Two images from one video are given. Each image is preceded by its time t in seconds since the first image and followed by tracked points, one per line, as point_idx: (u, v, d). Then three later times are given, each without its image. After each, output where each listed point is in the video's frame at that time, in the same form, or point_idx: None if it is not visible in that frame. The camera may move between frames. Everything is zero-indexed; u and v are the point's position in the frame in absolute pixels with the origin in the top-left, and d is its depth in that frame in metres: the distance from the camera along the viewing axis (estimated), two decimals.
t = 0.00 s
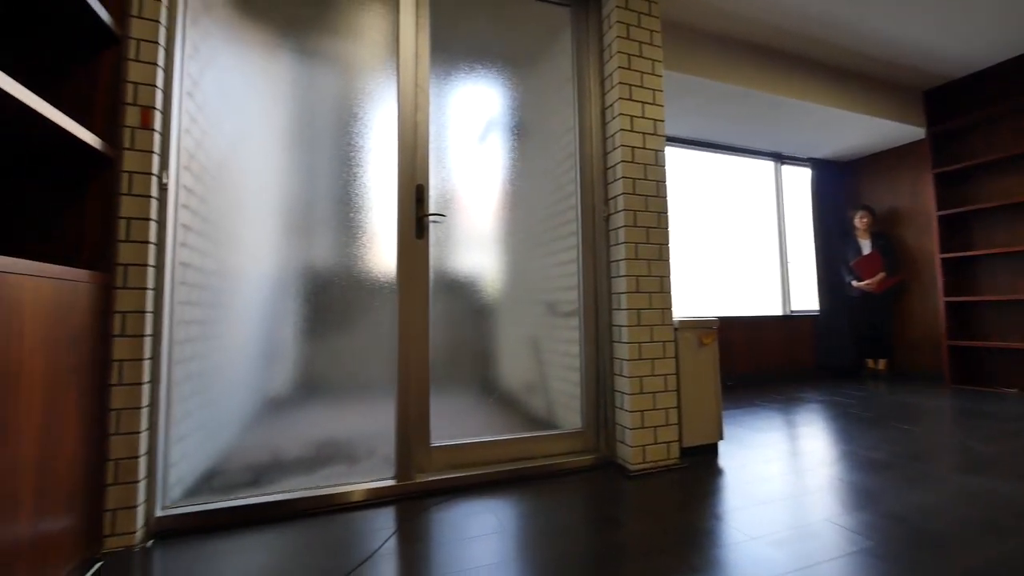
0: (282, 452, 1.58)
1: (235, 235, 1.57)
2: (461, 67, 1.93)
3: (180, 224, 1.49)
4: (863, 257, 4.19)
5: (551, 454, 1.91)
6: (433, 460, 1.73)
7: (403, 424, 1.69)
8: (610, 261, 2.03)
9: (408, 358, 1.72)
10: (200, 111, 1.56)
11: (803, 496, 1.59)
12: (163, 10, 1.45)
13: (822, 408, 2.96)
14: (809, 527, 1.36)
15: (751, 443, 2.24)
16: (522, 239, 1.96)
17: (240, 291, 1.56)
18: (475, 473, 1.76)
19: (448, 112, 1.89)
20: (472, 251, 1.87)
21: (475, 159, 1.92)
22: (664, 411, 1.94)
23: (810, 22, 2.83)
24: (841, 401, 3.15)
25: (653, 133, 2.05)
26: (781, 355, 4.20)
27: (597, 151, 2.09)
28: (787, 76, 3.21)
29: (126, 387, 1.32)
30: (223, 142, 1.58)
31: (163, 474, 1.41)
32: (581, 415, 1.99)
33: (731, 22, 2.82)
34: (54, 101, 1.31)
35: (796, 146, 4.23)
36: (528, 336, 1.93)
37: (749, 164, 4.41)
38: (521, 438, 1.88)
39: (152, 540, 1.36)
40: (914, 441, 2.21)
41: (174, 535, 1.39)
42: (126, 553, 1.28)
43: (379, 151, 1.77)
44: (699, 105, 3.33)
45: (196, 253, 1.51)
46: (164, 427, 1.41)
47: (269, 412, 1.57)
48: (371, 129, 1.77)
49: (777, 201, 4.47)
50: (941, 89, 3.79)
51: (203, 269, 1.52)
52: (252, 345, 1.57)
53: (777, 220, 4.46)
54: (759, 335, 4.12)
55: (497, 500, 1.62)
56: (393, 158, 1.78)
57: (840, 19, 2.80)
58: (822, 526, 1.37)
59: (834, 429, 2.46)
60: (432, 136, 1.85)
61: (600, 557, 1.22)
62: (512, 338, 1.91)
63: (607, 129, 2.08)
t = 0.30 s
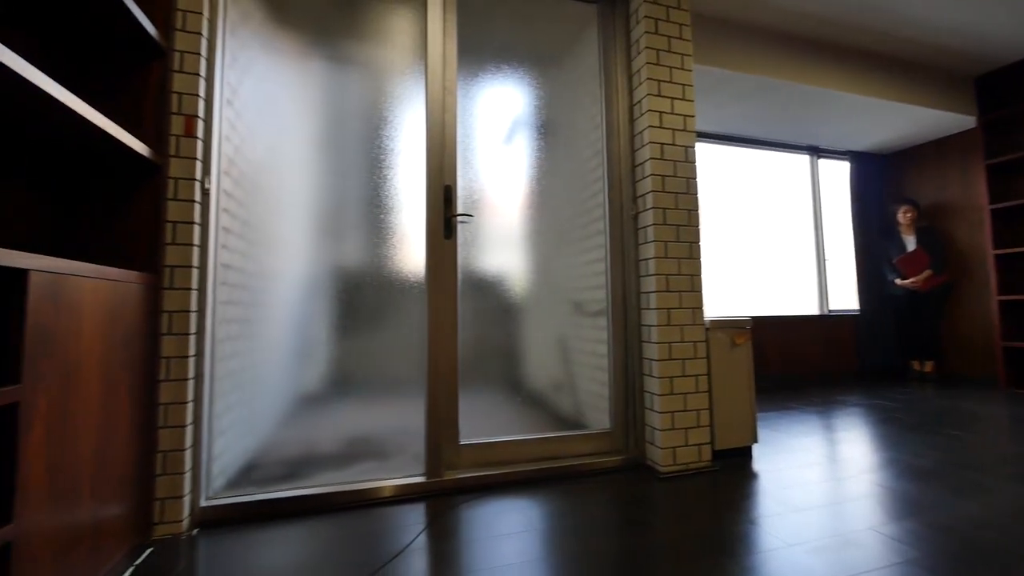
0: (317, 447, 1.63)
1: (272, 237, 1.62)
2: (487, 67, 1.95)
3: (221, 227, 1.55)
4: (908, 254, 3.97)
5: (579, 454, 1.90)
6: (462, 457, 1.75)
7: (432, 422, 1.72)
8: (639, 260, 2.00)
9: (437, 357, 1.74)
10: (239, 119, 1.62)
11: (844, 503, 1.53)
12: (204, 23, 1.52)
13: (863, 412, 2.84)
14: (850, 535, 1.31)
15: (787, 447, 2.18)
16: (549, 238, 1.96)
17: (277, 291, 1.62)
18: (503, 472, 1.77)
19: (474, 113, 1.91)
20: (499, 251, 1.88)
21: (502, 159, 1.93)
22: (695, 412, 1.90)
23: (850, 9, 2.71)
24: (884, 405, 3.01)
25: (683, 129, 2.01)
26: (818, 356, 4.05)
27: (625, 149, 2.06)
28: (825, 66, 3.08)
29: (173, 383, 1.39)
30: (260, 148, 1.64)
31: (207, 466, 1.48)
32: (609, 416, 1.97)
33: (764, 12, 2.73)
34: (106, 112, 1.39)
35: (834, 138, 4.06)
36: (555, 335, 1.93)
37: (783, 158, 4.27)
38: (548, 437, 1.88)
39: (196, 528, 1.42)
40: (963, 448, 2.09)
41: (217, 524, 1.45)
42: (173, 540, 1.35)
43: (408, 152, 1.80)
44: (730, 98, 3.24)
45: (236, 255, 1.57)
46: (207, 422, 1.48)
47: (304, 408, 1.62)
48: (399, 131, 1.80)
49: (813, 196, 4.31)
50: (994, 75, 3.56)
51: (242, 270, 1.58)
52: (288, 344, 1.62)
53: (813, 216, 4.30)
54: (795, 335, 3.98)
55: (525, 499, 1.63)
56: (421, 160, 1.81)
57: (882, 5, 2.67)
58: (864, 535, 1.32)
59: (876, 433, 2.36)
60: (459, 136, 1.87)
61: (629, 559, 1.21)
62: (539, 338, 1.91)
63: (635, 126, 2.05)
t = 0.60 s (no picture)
0: (347, 443, 1.67)
1: (304, 239, 1.67)
2: (512, 67, 1.95)
3: (256, 230, 1.61)
4: (952, 250, 3.79)
5: (606, 455, 1.89)
6: (489, 456, 1.77)
7: (459, 420, 1.74)
8: (666, 258, 1.97)
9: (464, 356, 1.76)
10: (272, 125, 1.67)
11: (886, 511, 1.47)
12: (240, 33, 1.58)
13: (906, 415, 2.71)
14: (893, 544, 1.26)
15: (824, 451, 2.10)
16: (574, 237, 1.95)
17: (309, 291, 1.67)
18: (529, 471, 1.77)
19: (498, 113, 1.91)
20: (524, 250, 1.88)
21: (526, 158, 1.93)
22: (726, 414, 1.86)
23: None
24: (928, 409, 2.87)
25: (712, 124, 1.96)
26: (857, 357, 3.89)
27: (652, 146, 2.03)
28: (862, 55, 2.95)
29: (212, 379, 1.45)
30: (292, 153, 1.69)
31: (244, 460, 1.54)
32: (636, 416, 1.94)
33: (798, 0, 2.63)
34: (150, 121, 1.46)
35: (873, 130, 3.89)
36: (580, 335, 1.92)
37: (818, 152, 4.12)
38: (574, 437, 1.87)
39: (234, 520, 1.48)
40: (1017, 455, 1.98)
41: (253, 516, 1.51)
42: (213, 530, 1.41)
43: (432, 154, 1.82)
44: (761, 91, 3.14)
45: (270, 256, 1.63)
46: (243, 417, 1.53)
47: (334, 405, 1.66)
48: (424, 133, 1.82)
49: (851, 191, 4.15)
50: None
51: (276, 271, 1.63)
52: (318, 342, 1.66)
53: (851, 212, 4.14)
54: (832, 335, 3.84)
55: (552, 499, 1.62)
56: (447, 161, 1.83)
57: None
58: (908, 544, 1.26)
59: (920, 438, 2.25)
60: (484, 137, 1.88)
61: (658, 563, 1.19)
62: (564, 337, 1.90)
63: (662, 122, 2.01)
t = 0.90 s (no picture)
0: (372, 440, 1.70)
1: (330, 240, 1.71)
2: (533, 66, 1.95)
3: (284, 231, 1.65)
4: (999, 245, 3.48)
5: (629, 456, 1.87)
6: (511, 455, 1.77)
7: (481, 419, 1.74)
8: (691, 257, 1.93)
9: (486, 355, 1.77)
10: (299, 129, 1.72)
11: (924, 519, 1.41)
12: (268, 40, 1.62)
13: (946, 420, 2.59)
14: (933, 553, 1.20)
15: (857, 455, 2.03)
16: (596, 236, 1.93)
17: (334, 291, 1.70)
18: (551, 471, 1.77)
19: (520, 113, 1.91)
20: (545, 250, 1.88)
21: (548, 158, 1.93)
22: (754, 416, 1.81)
23: None
24: (971, 413, 2.74)
25: (738, 119, 1.92)
26: (893, 358, 3.75)
27: (676, 142, 2.00)
28: (899, 43, 2.83)
29: (243, 376, 1.49)
30: (318, 156, 1.73)
31: (274, 455, 1.58)
32: (660, 417, 1.92)
33: None
34: (184, 127, 1.51)
35: (910, 122, 3.74)
36: (602, 334, 1.90)
37: (851, 146, 3.99)
38: (597, 438, 1.86)
39: (265, 513, 1.53)
40: None
41: (283, 510, 1.55)
42: (245, 522, 1.46)
43: (454, 154, 1.84)
44: (790, 83, 3.05)
45: (297, 257, 1.67)
46: (273, 414, 1.58)
47: (359, 403, 1.70)
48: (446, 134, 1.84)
49: (887, 186, 4.02)
50: None
51: (304, 271, 1.67)
52: (344, 341, 1.70)
53: (887, 208, 4.01)
54: (866, 335, 3.70)
55: (575, 499, 1.62)
56: (469, 161, 1.84)
57: None
58: (948, 554, 1.20)
59: (961, 443, 2.16)
60: (506, 137, 1.88)
61: (684, 567, 1.16)
62: (587, 337, 1.89)
63: (687, 118, 1.98)
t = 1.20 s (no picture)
0: (390, 438, 1.72)
1: (348, 241, 1.73)
2: (549, 65, 1.94)
3: (304, 232, 1.68)
4: None
5: (647, 456, 1.85)
6: (527, 455, 1.77)
7: (498, 419, 1.75)
8: (710, 255, 1.90)
9: (502, 355, 1.77)
10: (318, 132, 1.74)
11: (956, 526, 1.35)
12: (288, 44, 1.65)
13: (978, 423, 2.50)
14: (964, 561, 1.16)
15: (884, 459, 1.97)
16: (613, 235, 1.91)
17: (353, 291, 1.72)
18: (568, 471, 1.76)
19: (535, 112, 1.91)
20: (561, 249, 1.87)
21: (563, 156, 1.92)
22: (776, 418, 1.77)
23: None
24: (1005, 416, 2.64)
25: (758, 115, 1.88)
26: (922, 359, 3.63)
27: (694, 139, 1.97)
28: (928, 32, 2.73)
29: (265, 375, 1.52)
30: (337, 157, 1.75)
31: (294, 452, 1.61)
32: (679, 418, 1.89)
33: None
34: (208, 131, 1.55)
35: (939, 114, 3.61)
36: (619, 334, 1.88)
37: (877, 141, 3.88)
38: (614, 438, 1.84)
39: (286, 509, 1.56)
40: None
41: (304, 506, 1.58)
42: (267, 518, 1.48)
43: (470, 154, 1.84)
44: (813, 76, 2.96)
45: (317, 258, 1.70)
46: (293, 411, 1.61)
47: (377, 401, 1.72)
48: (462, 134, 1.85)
49: (915, 181, 3.89)
50: None
51: (323, 271, 1.70)
52: (362, 340, 1.72)
53: (915, 204, 3.88)
54: (893, 335, 3.59)
55: (592, 500, 1.61)
56: (485, 161, 1.84)
57: None
58: (982, 563, 1.16)
59: (995, 447, 2.08)
60: (521, 136, 1.88)
61: (704, 571, 1.14)
62: (603, 336, 1.87)
63: (705, 114, 1.94)
